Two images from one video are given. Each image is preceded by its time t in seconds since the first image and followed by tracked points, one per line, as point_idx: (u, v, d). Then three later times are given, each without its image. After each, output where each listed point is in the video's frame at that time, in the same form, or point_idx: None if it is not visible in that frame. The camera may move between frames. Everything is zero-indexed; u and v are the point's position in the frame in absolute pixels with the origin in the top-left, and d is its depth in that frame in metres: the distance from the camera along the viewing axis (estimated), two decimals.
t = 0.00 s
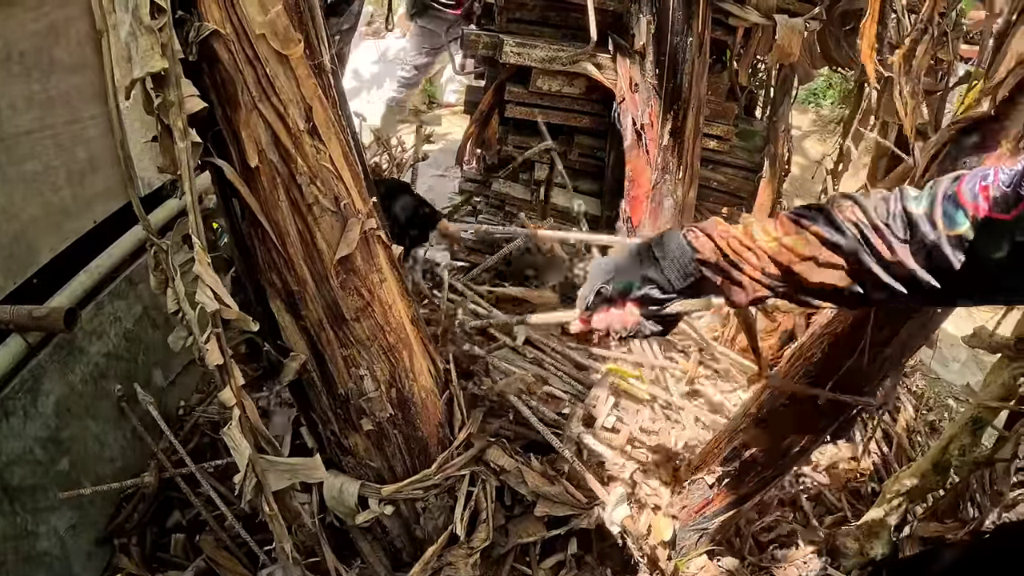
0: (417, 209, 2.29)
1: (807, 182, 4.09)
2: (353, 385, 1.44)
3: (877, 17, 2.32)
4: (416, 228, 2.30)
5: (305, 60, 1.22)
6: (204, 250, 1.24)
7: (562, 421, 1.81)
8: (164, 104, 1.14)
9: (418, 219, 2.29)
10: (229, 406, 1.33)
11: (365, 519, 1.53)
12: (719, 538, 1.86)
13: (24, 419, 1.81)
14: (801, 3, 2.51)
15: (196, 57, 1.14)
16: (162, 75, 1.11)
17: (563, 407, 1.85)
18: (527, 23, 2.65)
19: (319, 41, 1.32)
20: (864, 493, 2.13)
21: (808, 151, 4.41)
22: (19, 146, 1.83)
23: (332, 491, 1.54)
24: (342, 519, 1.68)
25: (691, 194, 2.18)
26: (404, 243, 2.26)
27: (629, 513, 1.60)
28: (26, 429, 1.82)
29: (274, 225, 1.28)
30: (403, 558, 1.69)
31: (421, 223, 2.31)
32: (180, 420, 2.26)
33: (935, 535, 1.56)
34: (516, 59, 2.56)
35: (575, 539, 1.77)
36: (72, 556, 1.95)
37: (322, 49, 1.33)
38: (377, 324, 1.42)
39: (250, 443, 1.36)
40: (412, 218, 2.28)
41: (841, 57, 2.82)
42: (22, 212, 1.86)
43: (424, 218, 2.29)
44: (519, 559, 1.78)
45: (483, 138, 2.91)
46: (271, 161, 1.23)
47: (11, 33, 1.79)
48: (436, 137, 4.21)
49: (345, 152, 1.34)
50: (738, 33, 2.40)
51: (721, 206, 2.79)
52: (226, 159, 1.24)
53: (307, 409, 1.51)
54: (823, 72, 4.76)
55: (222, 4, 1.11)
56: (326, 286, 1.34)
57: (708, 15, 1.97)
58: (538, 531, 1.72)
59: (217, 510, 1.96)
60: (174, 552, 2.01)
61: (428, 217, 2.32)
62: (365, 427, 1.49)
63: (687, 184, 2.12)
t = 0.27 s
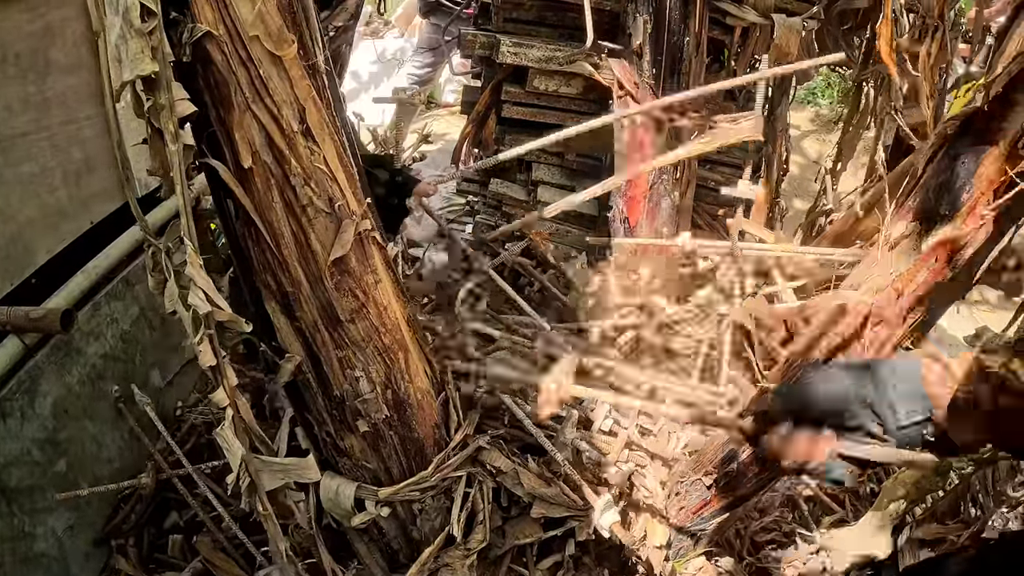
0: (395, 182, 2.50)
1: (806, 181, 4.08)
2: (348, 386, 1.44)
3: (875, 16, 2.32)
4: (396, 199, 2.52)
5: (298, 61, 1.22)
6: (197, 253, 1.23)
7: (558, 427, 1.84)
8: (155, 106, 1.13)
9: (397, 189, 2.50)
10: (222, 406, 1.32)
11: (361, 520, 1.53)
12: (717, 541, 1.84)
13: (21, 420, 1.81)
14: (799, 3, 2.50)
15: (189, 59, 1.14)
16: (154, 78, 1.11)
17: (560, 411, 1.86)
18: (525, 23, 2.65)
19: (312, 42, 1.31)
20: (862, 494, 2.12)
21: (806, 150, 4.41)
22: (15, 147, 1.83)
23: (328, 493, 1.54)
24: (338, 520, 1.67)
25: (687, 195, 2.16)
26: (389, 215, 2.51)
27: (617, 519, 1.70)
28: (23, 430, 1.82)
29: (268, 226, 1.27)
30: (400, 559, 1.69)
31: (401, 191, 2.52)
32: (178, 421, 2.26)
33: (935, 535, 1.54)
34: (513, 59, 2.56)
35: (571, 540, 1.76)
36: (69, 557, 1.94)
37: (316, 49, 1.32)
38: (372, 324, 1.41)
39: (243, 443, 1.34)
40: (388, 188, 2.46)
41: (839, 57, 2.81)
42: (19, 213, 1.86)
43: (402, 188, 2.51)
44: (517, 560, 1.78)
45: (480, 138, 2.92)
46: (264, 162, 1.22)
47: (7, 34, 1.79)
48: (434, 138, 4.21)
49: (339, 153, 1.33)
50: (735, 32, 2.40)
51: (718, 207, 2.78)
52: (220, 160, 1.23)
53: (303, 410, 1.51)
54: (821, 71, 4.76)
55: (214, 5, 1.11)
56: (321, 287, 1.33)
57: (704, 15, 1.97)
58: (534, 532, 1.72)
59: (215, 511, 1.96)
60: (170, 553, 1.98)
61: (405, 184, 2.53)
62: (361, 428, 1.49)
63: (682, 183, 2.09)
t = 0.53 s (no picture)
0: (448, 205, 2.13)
1: (804, 181, 4.08)
2: (351, 385, 1.44)
3: (875, 16, 2.32)
4: (450, 223, 2.14)
5: (302, 61, 1.22)
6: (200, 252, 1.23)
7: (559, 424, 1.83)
8: (158, 105, 1.14)
9: (451, 214, 2.13)
10: (225, 406, 1.32)
11: (364, 519, 1.53)
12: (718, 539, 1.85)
13: (22, 420, 1.81)
14: (799, 3, 2.50)
15: (192, 58, 1.13)
16: (157, 77, 1.11)
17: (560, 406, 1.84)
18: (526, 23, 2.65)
19: (315, 41, 1.31)
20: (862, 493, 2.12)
21: (807, 148, 4.41)
22: (16, 146, 1.83)
23: (330, 492, 1.53)
24: (340, 519, 1.67)
25: (688, 195, 2.19)
26: (437, 238, 2.13)
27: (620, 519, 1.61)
28: (24, 429, 1.82)
29: (270, 225, 1.27)
30: (401, 559, 1.69)
31: (457, 218, 2.14)
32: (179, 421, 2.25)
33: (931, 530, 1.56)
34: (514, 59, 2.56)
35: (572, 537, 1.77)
36: (70, 556, 1.94)
37: (318, 48, 1.32)
38: (374, 324, 1.42)
39: (246, 443, 1.35)
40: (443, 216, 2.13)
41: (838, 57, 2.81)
42: (20, 212, 1.86)
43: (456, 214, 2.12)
44: (518, 559, 1.80)
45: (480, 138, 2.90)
46: (267, 162, 1.22)
47: (9, 34, 1.79)
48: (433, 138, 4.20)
49: (342, 153, 1.33)
50: (736, 32, 2.40)
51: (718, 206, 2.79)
52: (223, 160, 1.23)
53: (305, 409, 1.51)
54: (821, 69, 4.76)
55: (217, 4, 1.10)
56: (323, 286, 1.33)
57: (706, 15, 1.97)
58: (535, 530, 1.74)
59: (216, 510, 1.96)
60: (173, 553, 2.02)
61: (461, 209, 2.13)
62: (363, 427, 1.49)
63: (682, 183, 2.13)
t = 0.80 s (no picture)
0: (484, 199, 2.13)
1: (805, 181, 4.08)
2: (355, 387, 1.45)
3: (876, 17, 2.31)
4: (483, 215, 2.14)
5: (305, 64, 1.23)
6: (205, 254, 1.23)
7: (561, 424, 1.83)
8: (163, 108, 1.13)
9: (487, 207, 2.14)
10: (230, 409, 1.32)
11: (367, 521, 1.52)
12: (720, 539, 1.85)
13: (24, 421, 1.81)
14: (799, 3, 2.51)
15: (196, 60, 1.13)
16: (162, 80, 1.11)
17: (560, 407, 1.84)
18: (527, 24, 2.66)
19: (318, 43, 1.31)
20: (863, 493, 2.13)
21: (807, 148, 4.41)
22: (17, 148, 1.83)
23: (333, 492, 1.52)
24: (343, 520, 1.68)
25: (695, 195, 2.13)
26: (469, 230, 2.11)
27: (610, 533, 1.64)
28: (25, 431, 1.82)
29: (274, 228, 1.27)
30: (404, 559, 1.70)
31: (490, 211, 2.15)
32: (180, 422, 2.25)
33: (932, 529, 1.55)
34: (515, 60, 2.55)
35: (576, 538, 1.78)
36: (72, 557, 1.94)
37: (321, 51, 1.32)
38: (378, 325, 1.42)
39: (252, 445, 1.35)
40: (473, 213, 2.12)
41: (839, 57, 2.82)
42: (21, 214, 1.86)
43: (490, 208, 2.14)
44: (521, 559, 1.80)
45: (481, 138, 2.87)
46: (271, 164, 1.23)
47: (10, 36, 1.79)
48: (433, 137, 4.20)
49: (345, 155, 1.34)
50: (736, 33, 2.40)
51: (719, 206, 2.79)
52: (227, 162, 1.23)
53: (308, 411, 1.51)
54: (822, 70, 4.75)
55: (221, 7, 1.10)
56: (327, 288, 1.34)
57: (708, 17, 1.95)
58: (538, 531, 1.74)
59: (218, 511, 1.96)
60: (175, 553, 2.01)
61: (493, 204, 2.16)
62: (367, 429, 1.49)
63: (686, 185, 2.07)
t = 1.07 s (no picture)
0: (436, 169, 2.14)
1: (805, 180, 4.07)
2: (357, 383, 1.45)
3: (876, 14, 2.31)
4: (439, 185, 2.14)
5: (309, 60, 1.23)
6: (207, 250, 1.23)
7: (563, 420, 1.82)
8: (165, 105, 1.13)
9: (440, 177, 2.14)
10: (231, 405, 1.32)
11: (370, 517, 1.53)
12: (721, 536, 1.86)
13: (24, 420, 1.81)
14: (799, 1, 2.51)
15: (199, 56, 1.13)
16: (164, 76, 1.11)
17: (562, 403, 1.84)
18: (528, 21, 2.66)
19: (321, 39, 1.31)
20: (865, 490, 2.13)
21: (808, 147, 4.39)
22: (17, 146, 1.83)
23: (336, 490, 1.53)
24: (345, 518, 1.68)
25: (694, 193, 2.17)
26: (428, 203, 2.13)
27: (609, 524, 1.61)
28: (26, 430, 1.82)
29: (278, 224, 1.28)
30: (407, 556, 1.70)
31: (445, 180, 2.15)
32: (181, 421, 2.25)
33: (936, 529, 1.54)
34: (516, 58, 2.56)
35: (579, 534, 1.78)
36: (73, 557, 1.94)
37: (325, 47, 1.32)
38: (381, 322, 1.42)
39: (252, 442, 1.35)
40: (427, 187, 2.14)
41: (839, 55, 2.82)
42: (21, 213, 1.86)
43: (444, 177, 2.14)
44: (523, 556, 1.82)
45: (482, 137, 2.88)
46: (275, 160, 1.23)
47: (11, 34, 1.78)
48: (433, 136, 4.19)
49: (348, 151, 1.34)
50: (737, 31, 2.40)
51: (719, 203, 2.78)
52: (230, 158, 1.23)
53: (311, 408, 1.51)
54: (822, 68, 4.73)
55: (225, 3, 1.11)
56: (330, 285, 1.34)
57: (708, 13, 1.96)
58: (540, 528, 1.74)
59: (219, 509, 1.96)
60: (177, 552, 2.02)
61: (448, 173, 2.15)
62: (369, 425, 1.49)
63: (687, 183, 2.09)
